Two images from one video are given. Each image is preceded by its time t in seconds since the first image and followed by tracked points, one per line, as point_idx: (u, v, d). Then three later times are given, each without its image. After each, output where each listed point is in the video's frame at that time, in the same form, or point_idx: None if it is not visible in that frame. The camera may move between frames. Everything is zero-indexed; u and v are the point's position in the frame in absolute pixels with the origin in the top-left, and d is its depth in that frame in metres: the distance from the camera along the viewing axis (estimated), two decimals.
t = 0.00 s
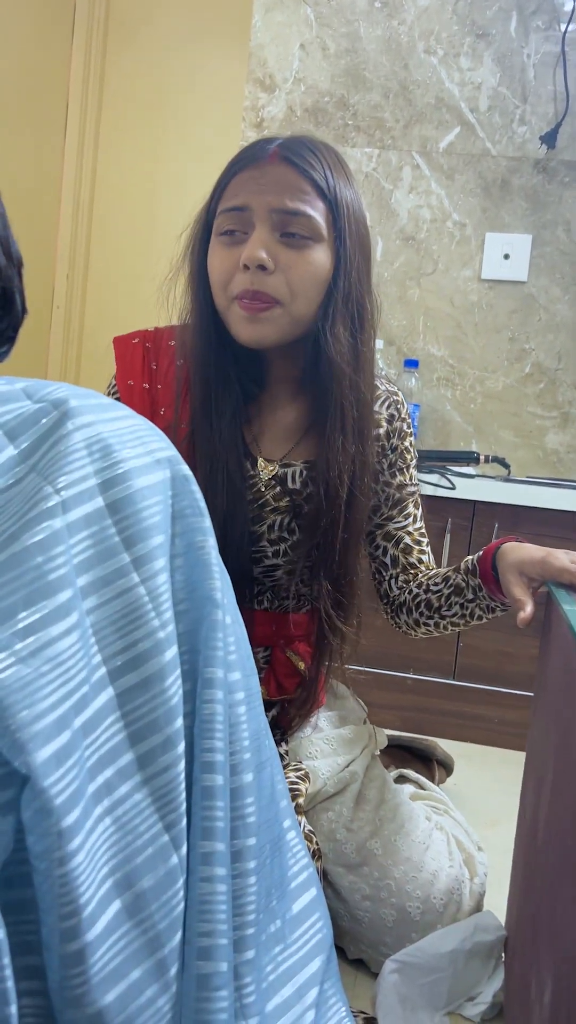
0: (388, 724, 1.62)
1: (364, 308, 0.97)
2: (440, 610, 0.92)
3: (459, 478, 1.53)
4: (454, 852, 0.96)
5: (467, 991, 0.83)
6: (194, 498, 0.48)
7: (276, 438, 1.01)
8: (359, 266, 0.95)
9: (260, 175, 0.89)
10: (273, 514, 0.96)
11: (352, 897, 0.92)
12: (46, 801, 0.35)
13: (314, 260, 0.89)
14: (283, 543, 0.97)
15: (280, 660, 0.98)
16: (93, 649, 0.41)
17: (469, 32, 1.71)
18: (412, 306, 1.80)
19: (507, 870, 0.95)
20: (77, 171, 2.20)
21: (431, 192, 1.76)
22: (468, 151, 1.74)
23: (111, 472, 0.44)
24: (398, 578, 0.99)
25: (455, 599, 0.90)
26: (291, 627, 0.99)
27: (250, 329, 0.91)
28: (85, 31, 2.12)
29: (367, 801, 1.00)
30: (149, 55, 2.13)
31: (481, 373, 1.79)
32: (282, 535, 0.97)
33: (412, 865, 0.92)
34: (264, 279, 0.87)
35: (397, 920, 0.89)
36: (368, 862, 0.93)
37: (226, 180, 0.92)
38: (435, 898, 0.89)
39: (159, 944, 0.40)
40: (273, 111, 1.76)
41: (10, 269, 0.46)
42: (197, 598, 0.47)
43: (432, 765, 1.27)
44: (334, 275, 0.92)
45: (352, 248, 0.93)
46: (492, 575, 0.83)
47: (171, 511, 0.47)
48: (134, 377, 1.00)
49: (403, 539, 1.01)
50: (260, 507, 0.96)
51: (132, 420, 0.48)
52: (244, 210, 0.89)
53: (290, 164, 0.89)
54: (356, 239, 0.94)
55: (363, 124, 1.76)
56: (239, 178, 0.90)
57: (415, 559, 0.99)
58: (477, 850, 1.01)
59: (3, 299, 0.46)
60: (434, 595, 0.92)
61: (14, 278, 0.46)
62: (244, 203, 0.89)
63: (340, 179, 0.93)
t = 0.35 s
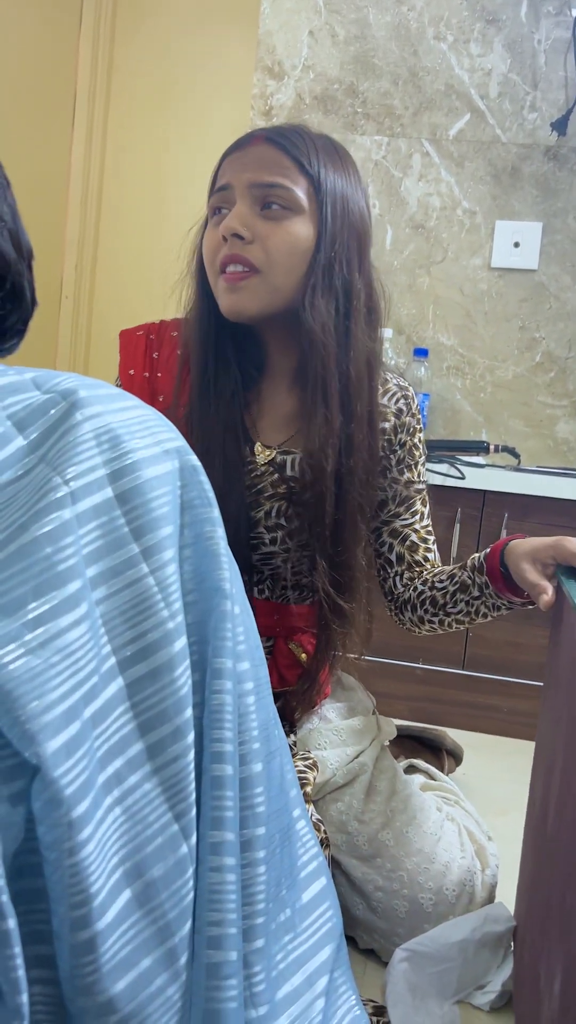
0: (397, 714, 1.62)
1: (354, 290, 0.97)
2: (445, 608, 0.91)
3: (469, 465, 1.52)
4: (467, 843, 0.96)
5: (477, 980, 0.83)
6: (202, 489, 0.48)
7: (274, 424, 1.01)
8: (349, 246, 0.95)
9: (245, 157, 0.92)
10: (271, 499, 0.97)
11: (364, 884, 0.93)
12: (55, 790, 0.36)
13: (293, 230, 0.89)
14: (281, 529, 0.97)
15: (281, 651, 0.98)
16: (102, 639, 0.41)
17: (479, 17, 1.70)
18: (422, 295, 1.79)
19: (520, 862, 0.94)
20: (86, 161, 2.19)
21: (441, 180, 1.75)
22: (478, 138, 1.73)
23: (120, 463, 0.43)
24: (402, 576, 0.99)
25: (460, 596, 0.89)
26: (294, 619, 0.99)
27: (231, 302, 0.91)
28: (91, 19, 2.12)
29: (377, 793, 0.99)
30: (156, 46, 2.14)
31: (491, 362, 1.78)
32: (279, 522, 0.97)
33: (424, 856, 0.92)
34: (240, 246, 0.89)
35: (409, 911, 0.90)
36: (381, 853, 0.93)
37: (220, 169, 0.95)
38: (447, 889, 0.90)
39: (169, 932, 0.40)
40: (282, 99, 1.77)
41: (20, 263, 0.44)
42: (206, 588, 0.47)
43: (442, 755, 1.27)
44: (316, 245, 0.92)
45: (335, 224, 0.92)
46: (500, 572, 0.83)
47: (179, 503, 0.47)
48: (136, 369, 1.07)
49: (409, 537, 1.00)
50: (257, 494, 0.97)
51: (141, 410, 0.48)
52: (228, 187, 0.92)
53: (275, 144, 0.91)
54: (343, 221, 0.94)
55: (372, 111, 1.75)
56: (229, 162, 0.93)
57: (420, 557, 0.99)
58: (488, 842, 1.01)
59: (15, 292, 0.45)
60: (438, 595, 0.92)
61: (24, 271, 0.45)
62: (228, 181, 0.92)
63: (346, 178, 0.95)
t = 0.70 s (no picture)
0: (411, 704, 1.62)
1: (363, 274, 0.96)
2: (455, 593, 0.90)
3: (483, 454, 1.52)
4: (480, 832, 0.95)
5: (492, 970, 0.83)
6: (217, 475, 0.48)
7: (281, 404, 1.00)
8: (363, 244, 0.95)
9: (259, 136, 0.91)
10: (278, 481, 0.97)
11: (378, 874, 0.93)
12: (71, 773, 0.35)
13: (301, 211, 0.87)
14: (289, 509, 0.97)
15: (291, 633, 0.97)
16: (118, 623, 0.41)
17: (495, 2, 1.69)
18: (435, 284, 1.79)
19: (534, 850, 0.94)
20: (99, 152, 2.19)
21: (455, 168, 1.74)
22: (493, 125, 1.72)
23: (135, 447, 0.43)
24: (412, 557, 0.98)
25: (471, 582, 0.89)
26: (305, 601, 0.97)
27: (226, 270, 0.89)
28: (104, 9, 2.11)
29: (390, 781, 0.99)
30: (168, 36, 2.13)
31: (506, 351, 1.77)
32: (287, 502, 0.97)
33: (438, 845, 0.92)
34: (244, 217, 0.87)
35: (423, 900, 0.90)
36: (394, 842, 0.93)
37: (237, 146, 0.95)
38: (461, 878, 0.90)
39: (185, 918, 0.40)
40: (295, 87, 1.76)
41: (36, 248, 0.44)
42: (222, 574, 0.46)
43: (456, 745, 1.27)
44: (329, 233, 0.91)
45: (352, 218, 0.92)
46: (514, 561, 0.83)
47: (194, 488, 0.46)
48: (141, 353, 1.07)
49: (417, 519, 0.99)
50: (264, 475, 0.97)
51: (157, 395, 0.47)
52: (243, 163, 0.91)
53: (293, 125, 0.91)
54: (358, 211, 0.93)
55: (386, 99, 1.74)
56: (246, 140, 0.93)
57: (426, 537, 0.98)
58: (503, 831, 1.01)
59: (30, 277, 0.45)
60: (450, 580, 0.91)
61: (40, 258, 0.45)
62: (242, 156, 0.91)
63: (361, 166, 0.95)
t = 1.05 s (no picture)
0: (438, 705, 1.62)
1: (394, 274, 0.95)
2: (487, 596, 0.90)
3: (512, 454, 1.52)
4: (510, 835, 0.95)
5: (525, 974, 0.83)
6: (255, 480, 0.48)
7: (297, 415, 0.98)
8: (403, 258, 0.96)
9: (294, 141, 0.90)
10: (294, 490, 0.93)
11: (407, 879, 0.92)
12: (115, 778, 0.36)
13: (337, 215, 0.85)
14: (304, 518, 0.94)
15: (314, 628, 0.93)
16: (159, 628, 0.41)
17: None
18: (463, 282, 1.79)
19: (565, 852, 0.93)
20: (124, 152, 2.19)
21: (483, 166, 1.74)
22: (522, 122, 1.72)
23: (174, 452, 0.43)
24: (440, 562, 0.97)
25: (502, 586, 0.88)
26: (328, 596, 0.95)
27: (259, 271, 0.86)
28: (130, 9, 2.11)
29: (418, 782, 0.99)
30: (195, 38, 2.13)
31: (534, 350, 1.77)
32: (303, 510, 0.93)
33: (466, 846, 0.91)
34: (277, 223, 0.85)
35: (452, 902, 0.89)
36: (422, 843, 0.93)
37: (269, 149, 0.94)
38: (490, 879, 0.89)
39: (226, 923, 0.40)
40: (322, 85, 1.78)
41: (82, 259, 0.44)
42: (260, 579, 0.46)
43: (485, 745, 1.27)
44: (374, 246, 0.92)
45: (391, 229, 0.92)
46: (544, 564, 0.83)
47: (233, 493, 0.46)
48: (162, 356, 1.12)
49: (443, 522, 0.98)
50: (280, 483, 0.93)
51: (195, 400, 0.48)
52: (274, 168, 0.90)
53: (325, 131, 0.90)
54: (397, 222, 0.93)
55: (414, 96, 1.75)
56: (279, 146, 0.92)
57: (457, 543, 0.96)
58: (532, 833, 1.00)
59: (75, 289, 0.45)
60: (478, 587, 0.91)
61: (85, 268, 0.45)
62: (273, 161, 0.90)
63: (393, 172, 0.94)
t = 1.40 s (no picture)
0: (442, 713, 1.62)
1: (383, 285, 0.94)
2: (490, 608, 0.91)
3: (515, 462, 1.53)
4: (511, 843, 0.95)
5: (527, 982, 0.83)
6: (259, 494, 0.48)
7: (289, 425, 0.98)
8: (394, 269, 0.95)
9: (281, 156, 0.92)
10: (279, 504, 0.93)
11: (410, 886, 0.92)
12: (121, 789, 0.36)
13: (315, 221, 0.87)
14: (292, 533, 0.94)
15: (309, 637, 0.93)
16: (164, 640, 0.41)
17: (527, 9, 1.71)
18: (467, 291, 1.80)
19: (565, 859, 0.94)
20: (129, 158, 2.21)
21: (486, 175, 1.76)
22: (525, 132, 1.74)
23: (179, 468, 0.44)
24: (443, 574, 0.97)
25: (505, 599, 0.89)
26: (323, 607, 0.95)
27: (240, 281, 0.89)
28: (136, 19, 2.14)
29: (421, 789, 0.99)
30: (200, 47, 2.14)
31: (537, 358, 1.78)
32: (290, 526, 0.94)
33: (468, 854, 0.92)
34: (260, 230, 0.88)
35: (454, 910, 0.90)
36: (424, 852, 0.93)
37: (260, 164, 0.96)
38: (492, 888, 0.90)
39: (229, 933, 0.41)
40: (326, 95, 1.78)
41: (83, 270, 0.45)
42: (263, 592, 0.47)
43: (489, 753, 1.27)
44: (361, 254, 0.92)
45: (384, 243, 0.93)
46: (544, 576, 0.83)
47: (236, 507, 0.47)
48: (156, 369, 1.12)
49: (444, 535, 0.98)
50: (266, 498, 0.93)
51: (200, 415, 0.48)
52: (261, 181, 0.93)
53: (315, 146, 0.92)
54: (387, 235, 0.94)
55: (418, 105, 1.76)
56: (270, 159, 0.94)
57: (459, 552, 0.97)
58: (533, 841, 1.01)
59: (78, 299, 0.45)
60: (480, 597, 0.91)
61: (87, 279, 0.45)
62: (261, 176, 0.93)
63: (384, 189, 0.95)
